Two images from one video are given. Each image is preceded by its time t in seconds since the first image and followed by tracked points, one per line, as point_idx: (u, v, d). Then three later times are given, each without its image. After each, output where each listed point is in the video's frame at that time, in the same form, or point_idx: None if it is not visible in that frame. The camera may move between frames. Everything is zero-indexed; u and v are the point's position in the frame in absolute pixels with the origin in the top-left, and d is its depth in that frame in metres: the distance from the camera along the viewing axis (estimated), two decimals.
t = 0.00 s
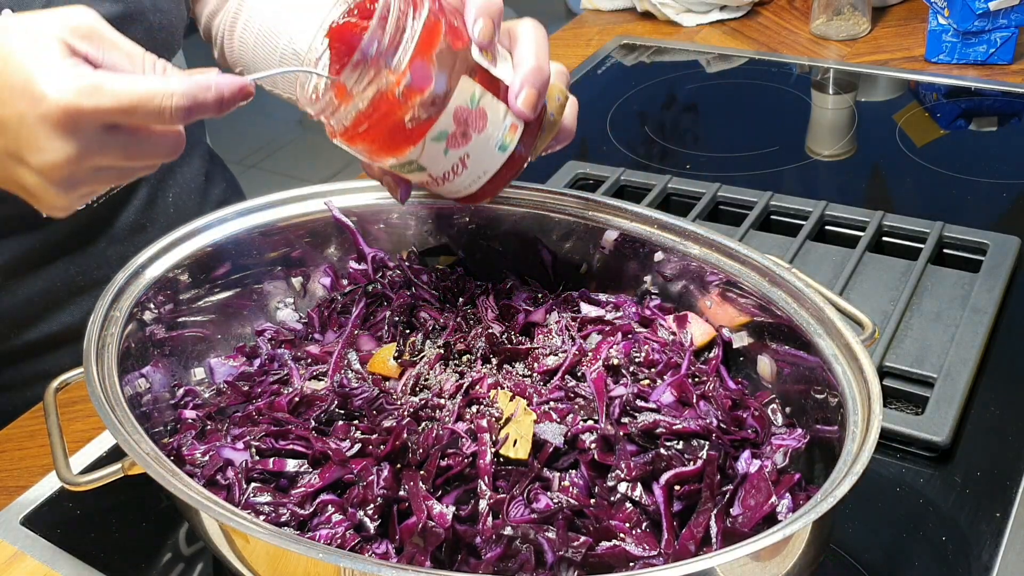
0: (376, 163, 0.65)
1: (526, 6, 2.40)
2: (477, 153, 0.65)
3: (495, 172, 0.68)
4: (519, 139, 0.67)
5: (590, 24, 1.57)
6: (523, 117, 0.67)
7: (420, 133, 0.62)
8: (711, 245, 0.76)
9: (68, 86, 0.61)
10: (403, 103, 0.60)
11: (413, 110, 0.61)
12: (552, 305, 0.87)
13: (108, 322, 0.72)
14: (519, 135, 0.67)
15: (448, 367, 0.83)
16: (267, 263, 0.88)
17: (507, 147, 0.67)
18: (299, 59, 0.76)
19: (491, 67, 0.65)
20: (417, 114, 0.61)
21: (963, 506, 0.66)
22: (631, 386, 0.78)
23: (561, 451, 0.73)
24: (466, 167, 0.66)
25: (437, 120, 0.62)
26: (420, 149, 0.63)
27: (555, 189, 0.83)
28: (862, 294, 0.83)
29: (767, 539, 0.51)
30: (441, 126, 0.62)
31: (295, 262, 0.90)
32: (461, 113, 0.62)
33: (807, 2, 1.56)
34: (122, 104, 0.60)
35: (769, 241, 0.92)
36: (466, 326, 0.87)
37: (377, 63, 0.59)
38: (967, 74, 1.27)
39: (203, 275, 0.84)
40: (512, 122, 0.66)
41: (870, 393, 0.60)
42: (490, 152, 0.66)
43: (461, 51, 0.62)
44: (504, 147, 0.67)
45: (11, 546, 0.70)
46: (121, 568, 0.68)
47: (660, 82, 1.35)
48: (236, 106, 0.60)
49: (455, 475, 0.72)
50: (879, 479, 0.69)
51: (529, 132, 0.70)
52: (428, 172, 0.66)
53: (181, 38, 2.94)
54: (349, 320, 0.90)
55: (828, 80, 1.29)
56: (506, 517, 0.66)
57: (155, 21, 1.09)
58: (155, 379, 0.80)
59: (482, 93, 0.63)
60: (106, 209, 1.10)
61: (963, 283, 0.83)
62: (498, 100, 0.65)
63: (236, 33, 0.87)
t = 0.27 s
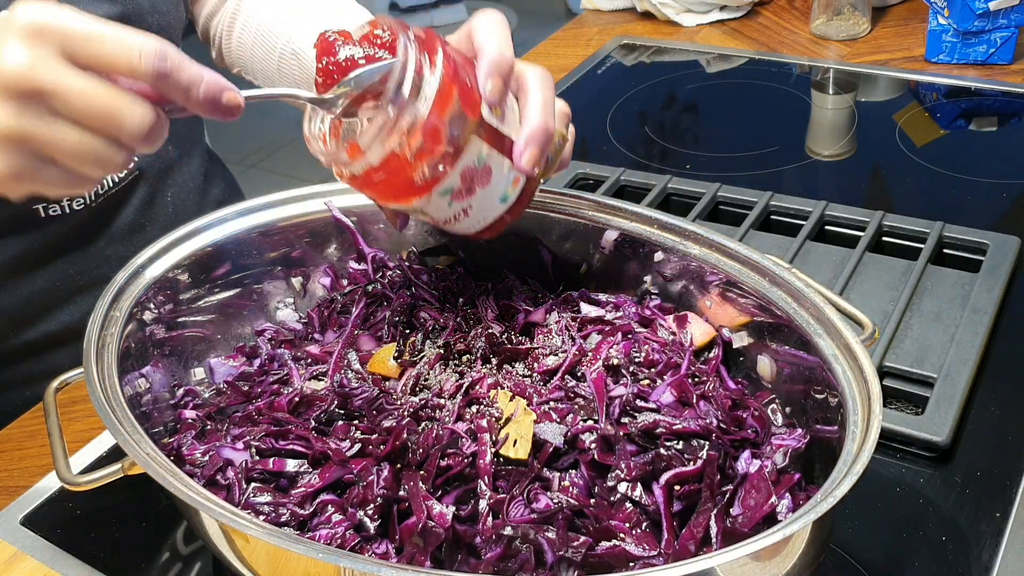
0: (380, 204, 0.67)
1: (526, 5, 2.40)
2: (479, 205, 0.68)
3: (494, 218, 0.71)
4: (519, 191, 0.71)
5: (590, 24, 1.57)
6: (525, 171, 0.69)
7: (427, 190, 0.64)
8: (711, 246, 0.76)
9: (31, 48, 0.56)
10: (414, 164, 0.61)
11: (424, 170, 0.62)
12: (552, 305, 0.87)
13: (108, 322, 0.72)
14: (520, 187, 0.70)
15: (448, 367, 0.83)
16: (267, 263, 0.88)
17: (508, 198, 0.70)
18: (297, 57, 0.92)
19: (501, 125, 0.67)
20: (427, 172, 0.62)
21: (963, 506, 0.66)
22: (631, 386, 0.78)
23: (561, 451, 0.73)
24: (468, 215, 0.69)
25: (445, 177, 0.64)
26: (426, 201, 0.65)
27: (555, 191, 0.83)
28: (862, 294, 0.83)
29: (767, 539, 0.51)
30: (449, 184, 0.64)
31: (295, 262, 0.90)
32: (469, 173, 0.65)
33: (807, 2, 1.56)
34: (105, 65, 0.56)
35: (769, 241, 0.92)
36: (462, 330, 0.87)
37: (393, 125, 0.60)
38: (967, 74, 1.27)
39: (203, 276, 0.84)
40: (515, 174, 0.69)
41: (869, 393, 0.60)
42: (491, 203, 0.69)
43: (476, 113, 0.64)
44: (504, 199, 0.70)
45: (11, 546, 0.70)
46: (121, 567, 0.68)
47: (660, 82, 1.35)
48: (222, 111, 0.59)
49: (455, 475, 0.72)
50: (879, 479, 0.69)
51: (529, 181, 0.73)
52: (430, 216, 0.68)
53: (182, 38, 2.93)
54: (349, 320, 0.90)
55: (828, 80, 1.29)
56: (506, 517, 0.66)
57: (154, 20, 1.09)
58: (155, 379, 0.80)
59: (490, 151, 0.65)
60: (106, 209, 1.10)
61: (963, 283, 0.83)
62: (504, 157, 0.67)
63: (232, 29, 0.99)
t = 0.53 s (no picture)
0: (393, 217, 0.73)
1: (526, 5, 2.40)
2: (488, 219, 0.74)
3: (502, 229, 0.76)
4: (525, 206, 0.76)
5: (590, 24, 1.57)
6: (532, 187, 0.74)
7: (438, 209, 0.70)
8: (711, 245, 0.76)
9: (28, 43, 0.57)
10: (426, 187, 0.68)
11: (435, 192, 0.68)
12: (552, 305, 0.87)
13: (108, 322, 0.72)
14: (526, 203, 0.75)
15: (448, 367, 0.83)
16: (267, 262, 0.88)
17: (515, 212, 0.75)
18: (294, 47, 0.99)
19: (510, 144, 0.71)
20: (438, 196, 0.69)
21: (962, 507, 0.66)
22: (631, 386, 0.78)
23: (561, 451, 0.73)
24: (476, 228, 0.74)
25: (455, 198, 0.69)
26: (437, 218, 0.71)
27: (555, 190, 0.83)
28: (862, 294, 0.83)
29: (767, 539, 0.50)
30: (458, 204, 0.70)
31: (295, 262, 0.90)
32: (477, 193, 0.70)
33: (807, 2, 1.56)
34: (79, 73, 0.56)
35: (769, 241, 0.92)
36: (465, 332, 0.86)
37: (405, 153, 0.66)
38: (967, 74, 1.27)
39: (203, 276, 0.84)
40: (522, 191, 0.74)
41: (870, 393, 0.60)
42: (499, 217, 0.74)
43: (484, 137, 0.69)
44: (511, 213, 0.75)
45: (11, 546, 0.70)
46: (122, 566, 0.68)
47: (660, 82, 1.35)
48: (201, 118, 0.59)
49: (455, 475, 0.72)
50: (879, 479, 0.69)
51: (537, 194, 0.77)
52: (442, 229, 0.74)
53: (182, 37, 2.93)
54: (349, 320, 0.90)
55: (828, 80, 1.29)
56: (506, 517, 0.66)
57: (153, 20, 1.09)
58: (155, 379, 0.80)
59: (498, 172, 0.70)
60: (106, 209, 1.10)
61: (963, 283, 0.83)
62: (512, 176, 0.72)
63: (231, 26, 1.06)
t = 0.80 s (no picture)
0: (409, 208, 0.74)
1: (526, 6, 2.39)
2: (501, 212, 0.74)
3: (514, 220, 0.77)
4: (538, 198, 0.76)
5: (590, 24, 1.57)
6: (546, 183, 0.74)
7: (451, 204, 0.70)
8: (711, 245, 0.76)
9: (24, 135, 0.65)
10: (446, 184, 0.68)
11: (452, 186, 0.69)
12: (552, 305, 0.87)
13: (108, 321, 0.72)
14: (539, 196, 0.76)
15: (448, 367, 0.83)
16: (267, 262, 0.88)
17: (528, 205, 0.76)
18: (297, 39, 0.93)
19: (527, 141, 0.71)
20: (453, 192, 0.69)
21: (962, 506, 0.66)
22: (631, 386, 0.78)
23: (561, 451, 0.73)
24: (490, 219, 0.75)
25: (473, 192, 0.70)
26: (454, 212, 0.72)
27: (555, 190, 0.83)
28: (862, 294, 0.83)
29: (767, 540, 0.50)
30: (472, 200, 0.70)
31: (296, 261, 0.90)
32: (494, 188, 0.70)
33: (807, 2, 1.56)
34: (82, 157, 0.65)
35: (769, 241, 0.92)
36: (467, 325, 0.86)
37: (423, 150, 0.66)
38: (967, 74, 1.27)
39: (203, 275, 0.84)
40: (537, 186, 0.74)
41: (870, 393, 0.60)
42: (512, 211, 0.75)
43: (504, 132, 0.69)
44: (524, 206, 0.75)
45: (11, 546, 0.70)
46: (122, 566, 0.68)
47: (660, 82, 1.35)
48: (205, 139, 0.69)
49: (455, 475, 0.72)
50: (879, 480, 0.69)
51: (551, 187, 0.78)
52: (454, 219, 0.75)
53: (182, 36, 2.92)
54: (349, 320, 0.90)
55: (828, 80, 1.28)
56: (506, 517, 0.66)
57: (152, 18, 1.09)
58: (155, 379, 0.80)
59: (517, 168, 0.70)
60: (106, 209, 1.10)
61: (963, 283, 0.83)
62: (529, 172, 0.72)
63: (231, 22, 1.05)
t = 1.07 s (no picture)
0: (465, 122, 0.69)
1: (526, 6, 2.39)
2: (556, 132, 0.72)
3: (558, 151, 0.76)
4: (582, 124, 0.76)
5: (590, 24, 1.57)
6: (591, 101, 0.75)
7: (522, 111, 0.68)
8: (711, 246, 0.76)
9: None
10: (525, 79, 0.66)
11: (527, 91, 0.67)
12: (552, 305, 0.87)
13: (108, 321, 0.72)
14: (585, 120, 0.76)
15: (448, 367, 0.83)
16: (267, 262, 0.88)
17: (577, 126, 0.75)
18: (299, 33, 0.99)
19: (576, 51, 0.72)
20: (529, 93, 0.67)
21: (963, 506, 0.66)
22: (631, 385, 0.78)
23: (561, 451, 0.73)
24: (541, 142, 0.73)
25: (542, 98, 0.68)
26: (519, 122, 0.69)
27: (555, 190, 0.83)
28: (862, 294, 0.83)
29: (768, 539, 0.51)
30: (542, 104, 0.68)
31: (295, 261, 0.90)
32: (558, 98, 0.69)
33: (807, 2, 1.56)
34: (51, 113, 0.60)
35: (769, 241, 0.92)
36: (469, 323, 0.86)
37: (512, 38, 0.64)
38: (967, 74, 1.27)
39: (203, 275, 0.84)
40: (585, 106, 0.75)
41: (870, 393, 0.60)
42: (565, 132, 0.73)
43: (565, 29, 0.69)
44: (573, 128, 0.75)
45: (11, 546, 0.70)
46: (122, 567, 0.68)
47: (660, 82, 1.35)
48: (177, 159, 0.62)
49: (455, 475, 0.72)
50: (879, 479, 0.69)
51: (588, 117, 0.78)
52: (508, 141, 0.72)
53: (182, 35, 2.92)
54: (349, 320, 0.90)
55: (828, 80, 1.28)
56: (506, 517, 0.66)
57: (151, 17, 1.09)
58: (154, 379, 0.80)
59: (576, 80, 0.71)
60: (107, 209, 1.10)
61: (963, 283, 0.83)
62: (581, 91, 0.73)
63: (222, 22, 1.08)
